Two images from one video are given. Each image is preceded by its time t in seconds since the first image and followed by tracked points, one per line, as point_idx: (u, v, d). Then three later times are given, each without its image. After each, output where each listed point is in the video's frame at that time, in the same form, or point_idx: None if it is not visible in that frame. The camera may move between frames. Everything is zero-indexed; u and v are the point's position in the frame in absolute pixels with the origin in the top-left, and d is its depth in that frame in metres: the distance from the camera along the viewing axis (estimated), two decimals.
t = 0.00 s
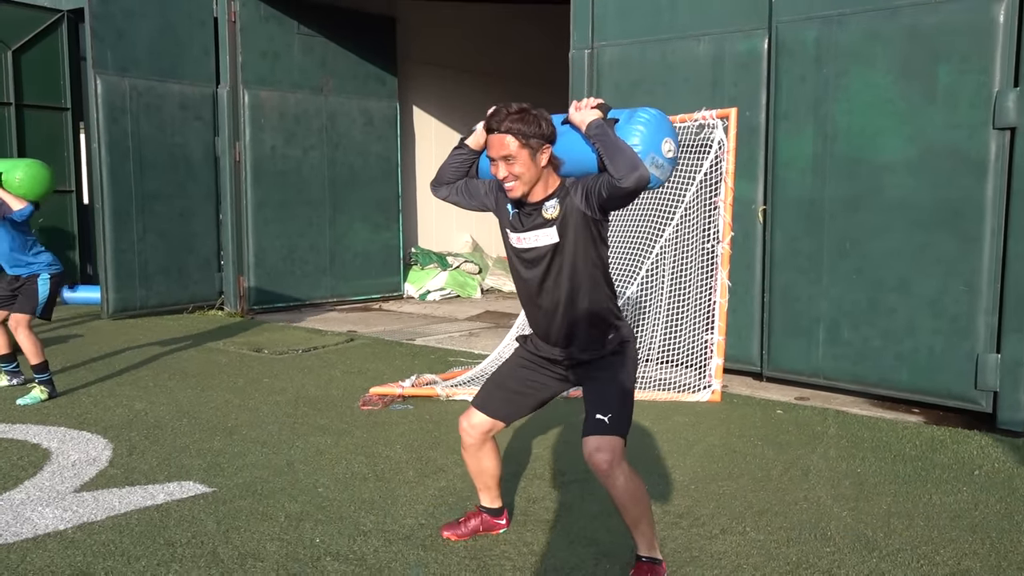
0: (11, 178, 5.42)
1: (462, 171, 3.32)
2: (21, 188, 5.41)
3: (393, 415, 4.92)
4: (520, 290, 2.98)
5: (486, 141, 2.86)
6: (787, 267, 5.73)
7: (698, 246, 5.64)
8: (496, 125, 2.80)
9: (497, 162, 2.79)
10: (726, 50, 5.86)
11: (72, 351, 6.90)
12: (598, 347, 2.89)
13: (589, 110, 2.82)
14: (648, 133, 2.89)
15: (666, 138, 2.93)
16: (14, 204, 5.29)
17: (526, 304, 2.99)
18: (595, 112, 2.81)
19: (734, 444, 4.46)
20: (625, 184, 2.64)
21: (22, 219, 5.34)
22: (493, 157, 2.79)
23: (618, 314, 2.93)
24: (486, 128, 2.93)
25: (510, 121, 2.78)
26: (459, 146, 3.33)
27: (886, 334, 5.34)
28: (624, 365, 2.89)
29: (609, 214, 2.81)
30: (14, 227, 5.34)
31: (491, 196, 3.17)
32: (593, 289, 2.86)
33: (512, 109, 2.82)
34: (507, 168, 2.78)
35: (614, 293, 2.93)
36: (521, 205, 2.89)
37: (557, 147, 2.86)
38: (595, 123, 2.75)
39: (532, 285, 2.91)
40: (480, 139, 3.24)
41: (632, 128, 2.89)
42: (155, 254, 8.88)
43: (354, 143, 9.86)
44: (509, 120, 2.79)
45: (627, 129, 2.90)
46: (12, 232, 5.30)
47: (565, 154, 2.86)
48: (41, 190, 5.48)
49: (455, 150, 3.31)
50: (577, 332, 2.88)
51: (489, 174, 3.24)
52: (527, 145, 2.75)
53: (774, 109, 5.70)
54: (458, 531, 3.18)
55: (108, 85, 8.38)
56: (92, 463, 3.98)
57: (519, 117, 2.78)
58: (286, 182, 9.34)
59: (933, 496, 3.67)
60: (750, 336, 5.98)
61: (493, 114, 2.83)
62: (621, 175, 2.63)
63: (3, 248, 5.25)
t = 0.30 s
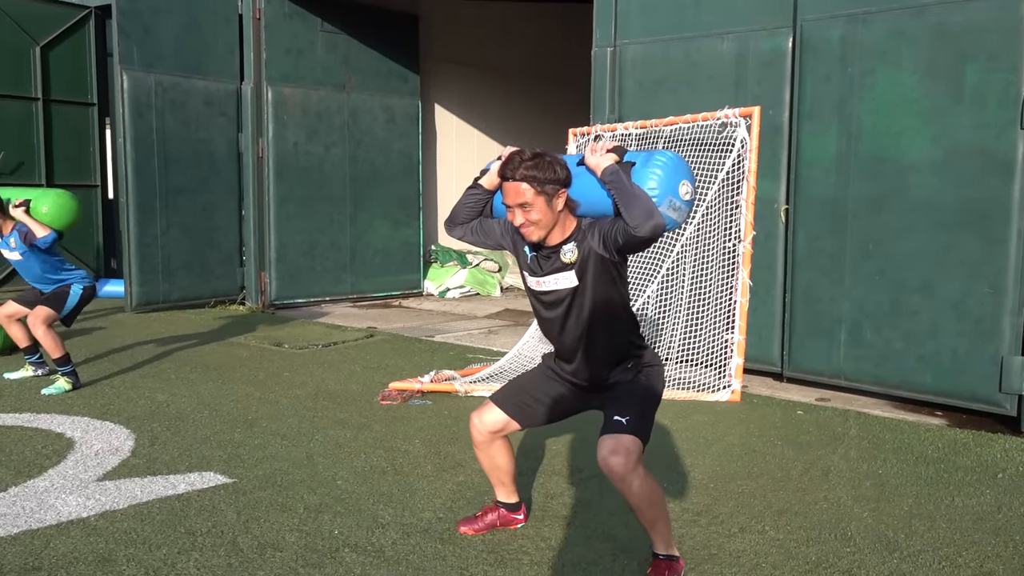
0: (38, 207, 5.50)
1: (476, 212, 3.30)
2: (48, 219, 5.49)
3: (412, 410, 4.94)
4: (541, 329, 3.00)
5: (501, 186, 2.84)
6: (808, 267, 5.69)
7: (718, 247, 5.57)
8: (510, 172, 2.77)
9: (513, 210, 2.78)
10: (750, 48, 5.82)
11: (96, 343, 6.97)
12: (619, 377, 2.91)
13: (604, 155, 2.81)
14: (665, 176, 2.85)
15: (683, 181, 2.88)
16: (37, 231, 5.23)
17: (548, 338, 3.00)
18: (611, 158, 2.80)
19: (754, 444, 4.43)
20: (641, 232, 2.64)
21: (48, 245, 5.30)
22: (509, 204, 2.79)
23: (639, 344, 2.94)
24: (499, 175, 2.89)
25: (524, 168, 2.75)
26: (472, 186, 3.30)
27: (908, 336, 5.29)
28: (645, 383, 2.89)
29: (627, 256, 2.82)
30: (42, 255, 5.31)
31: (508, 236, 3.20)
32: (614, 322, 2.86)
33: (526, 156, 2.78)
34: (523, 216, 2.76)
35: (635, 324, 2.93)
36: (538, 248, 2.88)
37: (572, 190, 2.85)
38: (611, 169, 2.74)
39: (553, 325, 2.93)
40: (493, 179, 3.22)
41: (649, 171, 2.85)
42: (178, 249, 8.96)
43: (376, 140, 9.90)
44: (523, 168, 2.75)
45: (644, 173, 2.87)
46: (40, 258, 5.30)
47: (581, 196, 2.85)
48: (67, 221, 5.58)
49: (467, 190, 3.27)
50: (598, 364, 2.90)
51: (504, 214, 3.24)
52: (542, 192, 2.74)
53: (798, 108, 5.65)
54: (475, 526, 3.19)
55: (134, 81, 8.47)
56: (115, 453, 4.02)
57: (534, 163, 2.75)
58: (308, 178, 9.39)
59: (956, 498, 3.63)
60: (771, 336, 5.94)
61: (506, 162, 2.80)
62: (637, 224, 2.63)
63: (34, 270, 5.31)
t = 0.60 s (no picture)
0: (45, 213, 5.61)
1: (480, 205, 3.30)
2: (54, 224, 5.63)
3: (414, 404, 4.95)
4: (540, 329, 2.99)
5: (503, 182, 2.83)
6: (812, 266, 5.68)
7: (722, 246, 5.60)
8: (511, 169, 2.76)
9: (515, 207, 2.78)
10: (757, 47, 5.81)
11: (100, 334, 6.99)
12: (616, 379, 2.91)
13: (606, 153, 2.80)
14: (667, 176, 2.83)
15: (684, 182, 2.87)
16: (43, 236, 5.27)
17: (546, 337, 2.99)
18: (613, 157, 2.78)
19: (755, 443, 4.43)
20: (639, 233, 2.64)
21: (54, 249, 5.32)
22: (510, 201, 2.79)
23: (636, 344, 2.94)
24: (502, 171, 2.89)
25: (526, 165, 2.74)
26: (476, 179, 3.31)
27: (911, 337, 5.28)
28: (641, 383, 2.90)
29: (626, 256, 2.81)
30: (47, 259, 5.30)
31: (510, 232, 3.21)
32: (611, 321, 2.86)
33: (529, 153, 2.78)
34: (525, 214, 2.77)
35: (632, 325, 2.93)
36: (539, 245, 2.88)
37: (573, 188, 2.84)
38: (612, 167, 2.73)
39: (550, 322, 2.92)
40: (497, 173, 3.23)
41: (650, 171, 2.83)
42: (182, 241, 8.98)
43: (381, 136, 9.90)
44: (525, 165, 2.75)
45: (645, 173, 2.85)
46: (46, 262, 5.30)
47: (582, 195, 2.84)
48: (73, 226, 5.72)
49: (472, 184, 3.29)
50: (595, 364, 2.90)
51: (506, 209, 3.24)
52: (544, 190, 2.74)
53: (804, 108, 5.64)
54: (474, 521, 3.19)
55: (140, 72, 8.49)
56: (116, 443, 4.03)
57: (536, 160, 2.75)
58: (313, 172, 9.40)
59: (957, 500, 3.62)
60: (773, 335, 5.93)
61: (509, 159, 2.79)
62: (635, 225, 2.63)
63: (40, 273, 5.30)
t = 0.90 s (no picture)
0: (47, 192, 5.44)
1: (481, 157, 3.30)
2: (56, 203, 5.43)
3: (414, 404, 4.95)
4: (532, 280, 2.99)
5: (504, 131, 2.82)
6: (814, 269, 5.67)
7: (724, 248, 5.63)
8: (513, 119, 2.75)
9: (516, 156, 2.76)
10: (761, 49, 5.80)
11: (102, 331, 7.00)
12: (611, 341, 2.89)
13: (610, 103, 2.82)
14: (669, 129, 2.81)
15: (687, 135, 2.85)
16: (43, 217, 5.23)
17: (540, 295, 2.99)
18: (616, 107, 2.81)
19: (755, 446, 4.42)
20: (638, 181, 2.61)
21: (54, 231, 5.31)
22: (511, 150, 2.77)
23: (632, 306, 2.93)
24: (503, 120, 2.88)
25: (527, 114, 2.74)
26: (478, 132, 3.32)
27: (913, 340, 5.27)
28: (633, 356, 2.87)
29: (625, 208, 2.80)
30: (48, 240, 5.32)
31: (509, 184, 3.16)
32: (606, 278, 2.85)
33: (530, 102, 2.76)
34: (526, 162, 2.75)
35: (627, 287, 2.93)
36: (538, 196, 2.87)
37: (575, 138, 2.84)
38: (613, 117, 2.75)
39: (545, 276, 2.91)
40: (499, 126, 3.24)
41: (653, 124, 2.81)
42: (185, 239, 8.98)
43: (385, 134, 9.91)
44: (526, 113, 2.74)
45: (647, 126, 2.83)
46: (47, 243, 5.32)
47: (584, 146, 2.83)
48: (72, 208, 5.50)
49: (474, 136, 3.29)
50: (588, 324, 2.88)
51: (507, 162, 3.23)
52: (545, 139, 2.72)
53: (808, 109, 5.63)
54: (472, 522, 3.19)
55: (145, 70, 8.49)
56: (117, 441, 4.03)
57: (537, 109, 2.74)
58: (316, 171, 9.40)
59: (956, 505, 3.62)
60: (775, 337, 5.92)
61: (510, 108, 2.78)
62: (635, 172, 2.61)
63: (41, 254, 5.32)
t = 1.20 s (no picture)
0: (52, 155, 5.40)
1: (485, 121, 3.31)
2: (59, 167, 5.38)
3: (416, 410, 4.94)
4: (529, 238, 2.98)
5: (509, 86, 2.84)
6: (817, 273, 5.66)
7: (726, 253, 5.58)
8: (518, 71, 2.78)
9: (521, 110, 2.78)
10: (762, 53, 5.80)
11: (104, 337, 7.00)
12: (608, 307, 2.84)
13: (609, 54, 2.82)
14: (671, 74, 2.93)
15: (688, 80, 2.97)
16: (45, 180, 5.28)
17: (536, 254, 2.96)
18: (617, 56, 2.82)
19: (758, 451, 4.40)
20: (645, 126, 2.62)
21: (54, 196, 5.34)
22: (516, 104, 2.79)
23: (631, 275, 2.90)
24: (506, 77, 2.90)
25: (532, 67, 2.76)
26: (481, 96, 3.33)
27: (916, 344, 5.25)
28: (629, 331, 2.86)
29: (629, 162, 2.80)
30: (47, 205, 5.34)
31: (513, 143, 3.14)
32: (606, 238, 2.83)
33: (533, 55, 2.79)
34: (530, 116, 2.76)
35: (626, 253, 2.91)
36: (541, 151, 2.88)
37: (579, 91, 2.88)
38: (614, 66, 2.76)
39: (544, 231, 2.89)
40: (502, 88, 3.24)
41: (655, 70, 2.92)
42: (188, 244, 8.99)
43: (387, 139, 9.92)
44: (531, 66, 2.77)
45: (649, 72, 2.94)
46: (45, 208, 5.33)
47: (589, 99, 2.87)
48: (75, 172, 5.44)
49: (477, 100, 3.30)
50: (584, 285, 2.84)
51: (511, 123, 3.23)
52: (550, 91, 2.74)
53: (810, 113, 5.63)
54: (474, 528, 3.18)
55: (147, 75, 8.51)
56: (119, 447, 4.03)
57: (541, 61, 2.77)
58: (318, 176, 9.41)
59: (960, 510, 3.60)
60: (778, 341, 5.91)
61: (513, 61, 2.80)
62: (641, 117, 2.62)
63: (39, 221, 5.33)
